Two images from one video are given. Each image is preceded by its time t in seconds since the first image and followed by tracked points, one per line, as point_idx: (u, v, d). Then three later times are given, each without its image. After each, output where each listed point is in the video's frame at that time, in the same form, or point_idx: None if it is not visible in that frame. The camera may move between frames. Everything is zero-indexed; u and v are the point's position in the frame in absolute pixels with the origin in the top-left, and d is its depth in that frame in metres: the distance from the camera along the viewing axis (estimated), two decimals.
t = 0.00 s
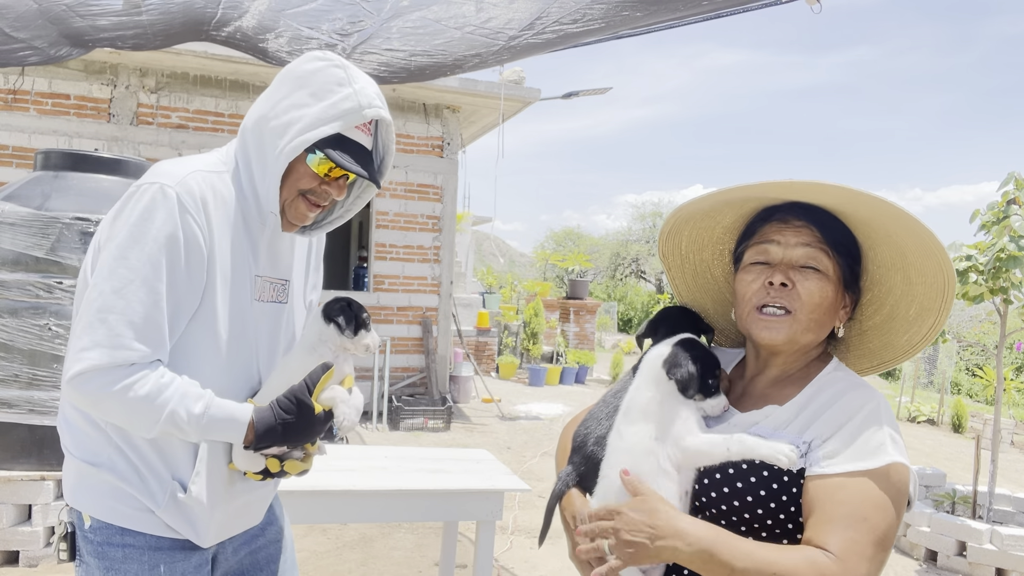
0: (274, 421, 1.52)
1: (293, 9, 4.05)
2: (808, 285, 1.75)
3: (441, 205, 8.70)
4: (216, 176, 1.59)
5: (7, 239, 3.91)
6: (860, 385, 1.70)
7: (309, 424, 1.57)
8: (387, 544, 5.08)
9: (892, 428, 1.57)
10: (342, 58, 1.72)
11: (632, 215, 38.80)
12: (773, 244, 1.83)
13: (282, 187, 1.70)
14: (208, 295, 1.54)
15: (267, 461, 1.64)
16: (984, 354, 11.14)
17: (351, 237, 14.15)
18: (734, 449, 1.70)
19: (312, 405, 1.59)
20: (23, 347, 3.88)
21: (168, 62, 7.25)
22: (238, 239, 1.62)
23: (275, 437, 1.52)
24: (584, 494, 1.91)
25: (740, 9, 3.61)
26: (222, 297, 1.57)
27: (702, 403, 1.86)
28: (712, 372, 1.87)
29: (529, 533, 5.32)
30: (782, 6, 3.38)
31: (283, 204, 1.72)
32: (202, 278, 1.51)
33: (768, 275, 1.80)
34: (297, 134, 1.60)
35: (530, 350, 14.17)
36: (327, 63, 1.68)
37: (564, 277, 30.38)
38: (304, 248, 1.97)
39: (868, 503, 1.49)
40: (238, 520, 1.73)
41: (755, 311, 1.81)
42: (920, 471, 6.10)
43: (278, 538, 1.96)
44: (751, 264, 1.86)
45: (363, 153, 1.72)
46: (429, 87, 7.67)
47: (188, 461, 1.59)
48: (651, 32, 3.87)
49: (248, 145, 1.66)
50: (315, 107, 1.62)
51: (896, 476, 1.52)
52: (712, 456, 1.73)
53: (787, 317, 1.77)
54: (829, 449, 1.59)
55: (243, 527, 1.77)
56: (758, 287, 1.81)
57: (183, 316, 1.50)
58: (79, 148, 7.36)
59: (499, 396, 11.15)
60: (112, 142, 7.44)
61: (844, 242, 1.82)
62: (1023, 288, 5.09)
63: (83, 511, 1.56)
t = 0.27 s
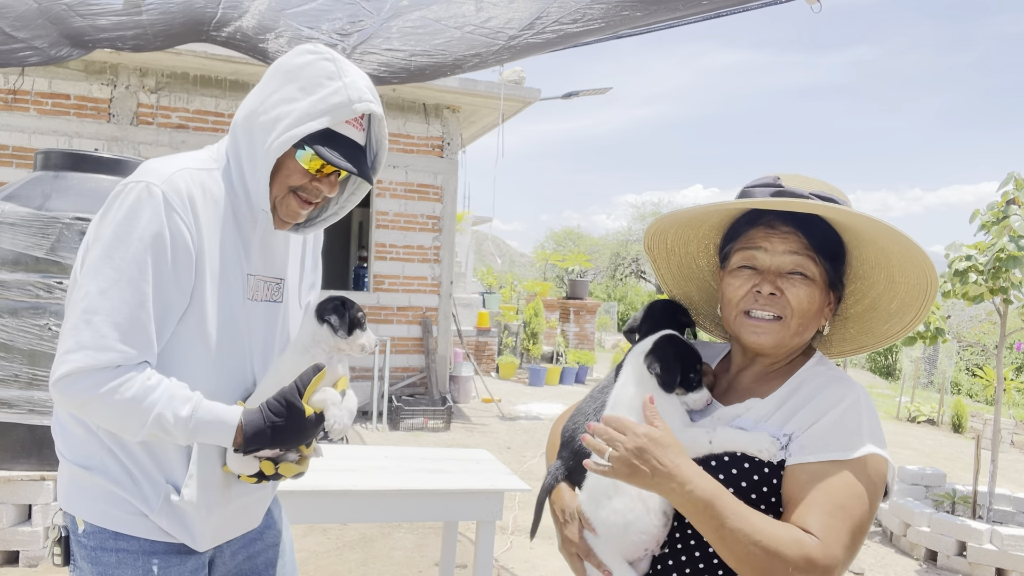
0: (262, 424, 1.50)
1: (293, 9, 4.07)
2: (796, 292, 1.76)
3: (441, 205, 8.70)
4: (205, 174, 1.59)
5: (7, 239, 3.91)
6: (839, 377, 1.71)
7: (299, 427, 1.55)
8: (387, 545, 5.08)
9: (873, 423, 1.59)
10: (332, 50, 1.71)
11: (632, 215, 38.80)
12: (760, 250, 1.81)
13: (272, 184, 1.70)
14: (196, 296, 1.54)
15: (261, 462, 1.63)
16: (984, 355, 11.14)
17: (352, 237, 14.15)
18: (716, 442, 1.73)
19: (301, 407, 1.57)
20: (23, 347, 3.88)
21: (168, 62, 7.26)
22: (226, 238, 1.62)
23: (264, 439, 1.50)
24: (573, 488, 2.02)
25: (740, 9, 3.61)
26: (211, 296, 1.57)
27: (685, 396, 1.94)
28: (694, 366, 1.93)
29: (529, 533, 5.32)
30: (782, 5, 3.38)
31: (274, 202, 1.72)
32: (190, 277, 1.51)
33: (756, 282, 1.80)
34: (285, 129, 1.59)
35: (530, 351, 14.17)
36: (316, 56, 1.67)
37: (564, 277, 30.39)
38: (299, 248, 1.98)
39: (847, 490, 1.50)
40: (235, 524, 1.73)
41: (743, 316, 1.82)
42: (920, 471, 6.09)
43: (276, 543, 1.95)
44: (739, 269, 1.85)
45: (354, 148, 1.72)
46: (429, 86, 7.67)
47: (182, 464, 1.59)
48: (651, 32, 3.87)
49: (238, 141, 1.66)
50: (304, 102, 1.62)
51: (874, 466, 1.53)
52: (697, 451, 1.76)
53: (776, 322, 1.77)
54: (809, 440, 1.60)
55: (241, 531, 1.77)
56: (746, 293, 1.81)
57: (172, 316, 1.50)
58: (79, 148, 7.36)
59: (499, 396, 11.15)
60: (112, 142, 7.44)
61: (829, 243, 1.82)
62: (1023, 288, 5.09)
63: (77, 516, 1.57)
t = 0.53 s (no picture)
0: (253, 426, 1.50)
1: (293, 9, 4.03)
2: (777, 312, 1.76)
3: (441, 205, 8.70)
4: (195, 173, 1.59)
5: (7, 239, 3.91)
6: (816, 376, 1.72)
7: (291, 429, 1.54)
8: (387, 544, 5.08)
9: (847, 420, 1.59)
10: (325, 46, 1.71)
11: (632, 215, 38.81)
12: (742, 273, 1.79)
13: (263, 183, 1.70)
14: (188, 296, 1.54)
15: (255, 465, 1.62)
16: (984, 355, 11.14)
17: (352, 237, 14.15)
18: (697, 441, 1.73)
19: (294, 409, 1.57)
20: (23, 348, 3.87)
21: (168, 62, 7.26)
22: (218, 237, 1.62)
23: (256, 441, 1.50)
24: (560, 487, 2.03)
25: (740, 7, 3.61)
26: (202, 296, 1.57)
27: (662, 392, 1.90)
28: (667, 362, 1.91)
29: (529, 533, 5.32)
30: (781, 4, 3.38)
31: (267, 200, 1.72)
32: (181, 277, 1.51)
33: (739, 306, 1.79)
34: (276, 126, 1.59)
35: (530, 351, 14.17)
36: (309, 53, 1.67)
37: (564, 277, 30.40)
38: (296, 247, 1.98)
39: (820, 485, 1.54)
40: (231, 526, 1.73)
41: (726, 334, 1.81)
42: (920, 471, 6.10)
43: (273, 546, 1.95)
44: (722, 288, 1.83)
45: (347, 146, 1.71)
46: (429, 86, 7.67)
47: (176, 467, 1.59)
48: (651, 31, 3.87)
49: (231, 139, 1.66)
50: (296, 98, 1.62)
51: (847, 461, 1.55)
52: (677, 450, 1.76)
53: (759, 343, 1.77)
54: (786, 437, 1.60)
55: (237, 534, 1.77)
56: (728, 314, 1.80)
57: (163, 317, 1.49)
58: (79, 148, 7.36)
59: (499, 396, 11.15)
60: (112, 142, 7.44)
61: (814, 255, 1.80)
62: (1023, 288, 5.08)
63: (71, 518, 1.57)
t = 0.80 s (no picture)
0: (246, 429, 1.50)
1: (293, 7, 4.02)
2: (757, 316, 1.76)
3: (441, 205, 8.70)
4: (191, 174, 1.59)
5: (7, 239, 3.92)
6: (802, 380, 1.72)
7: (287, 432, 1.56)
8: (387, 544, 5.08)
9: (836, 426, 1.60)
10: (329, 50, 1.71)
11: (632, 215, 38.80)
12: (721, 278, 1.80)
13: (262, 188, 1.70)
14: (182, 298, 1.54)
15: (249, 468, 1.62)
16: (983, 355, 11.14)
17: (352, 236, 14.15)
18: (688, 446, 1.74)
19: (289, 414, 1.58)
20: (23, 348, 3.87)
21: (168, 62, 7.25)
22: (213, 239, 1.62)
23: (251, 445, 1.50)
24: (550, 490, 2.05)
25: (740, 6, 3.61)
26: (197, 299, 1.56)
27: (650, 394, 1.95)
28: (654, 363, 1.96)
29: (529, 533, 5.32)
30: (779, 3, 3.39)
31: (265, 203, 1.71)
32: (176, 279, 1.51)
33: (720, 309, 1.79)
34: (278, 133, 1.59)
35: (530, 350, 14.17)
36: (314, 57, 1.67)
37: (564, 277, 30.40)
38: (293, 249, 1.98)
39: (816, 493, 1.54)
40: (226, 527, 1.73)
41: (708, 338, 1.81)
42: (920, 471, 6.09)
43: (269, 548, 1.95)
44: (702, 293, 1.84)
45: (349, 154, 1.71)
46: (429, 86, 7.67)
47: (170, 468, 1.59)
48: (651, 30, 3.87)
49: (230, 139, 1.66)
50: (299, 104, 1.61)
51: (840, 467, 1.56)
52: (667, 454, 1.77)
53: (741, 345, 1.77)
54: (780, 445, 1.60)
55: (232, 535, 1.77)
56: (711, 317, 1.81)
57: (157, 319, 1.49)
58: (79, 148, 7.36)
59: (499, 396, 11.15)
60: (112, 142, 7.44)
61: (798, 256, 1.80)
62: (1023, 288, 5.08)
63: (65, 521, 1.57)
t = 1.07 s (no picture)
0: (247, 430, 1.50)
1: (292, 6, 4.04)
2: (752, 315, 1.75)
3: (441, 205, 8.70)
4: (191, 176, 1.59)
5: (7, 239, 3.92)
6: (805, 384, 1.72)
7: (287, 434, 1.56)
8: (387, 544, 5.08)
9: (834, 431, 1.60)
10: (336, 57, 1.70)
11: (632, 215, 38.81)
12: (717, 274, 1.80)
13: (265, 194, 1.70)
14: (181, 299, 1.54)
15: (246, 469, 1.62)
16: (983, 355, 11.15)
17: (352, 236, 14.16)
18: (681, 443, 1.73)
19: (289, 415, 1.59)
20: (23, 348, 3.87)
21: (168, 61, 7.26)
22: (211, 240, 1.62)
23: (252, 445, 1.51)
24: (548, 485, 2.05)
25: (740, 5, 3.61)
26: (196, 299, 1.57)
27: (650, 392, 1.95)
28: (654, 362, 1.97)
29: (529, 533, 5.32)
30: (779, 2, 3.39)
31: (266, 210, 1.71)
32: (174, 280, 1.51)
33: (715, 306, 1.80)
34: (287, 143, 1.59)
35: (530, 350, 14.17)
36: (321, 65, 1.67)
37: (564, 277, 30.41)
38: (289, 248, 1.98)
39: (804, 492, 1.54)
40: (220, 529, 1.73)
41: (704, 335, 1.82)
42: (920, 471, 6.09)
43: (263, 549, 1.94)
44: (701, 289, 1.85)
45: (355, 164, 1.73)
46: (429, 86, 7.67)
47: (165, 470, 1.59)
48: (651, 29, 3.87)
49: (230, 142, 1.66)
50: (307, 115, 1.62)
51: (833, 470, 1.55)
52: (662, 452, 1.76)
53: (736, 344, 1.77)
54: (772, 444, 1.61)
55: (226, 537, 1.77)
56: (707, 314, 1.81)
57: (157, 320, 1.50)
58: (79, 148, 7.36)
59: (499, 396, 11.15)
60: (112, 142, 7.44)
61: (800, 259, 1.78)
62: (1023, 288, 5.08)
63: (58, 523, 1.56)
